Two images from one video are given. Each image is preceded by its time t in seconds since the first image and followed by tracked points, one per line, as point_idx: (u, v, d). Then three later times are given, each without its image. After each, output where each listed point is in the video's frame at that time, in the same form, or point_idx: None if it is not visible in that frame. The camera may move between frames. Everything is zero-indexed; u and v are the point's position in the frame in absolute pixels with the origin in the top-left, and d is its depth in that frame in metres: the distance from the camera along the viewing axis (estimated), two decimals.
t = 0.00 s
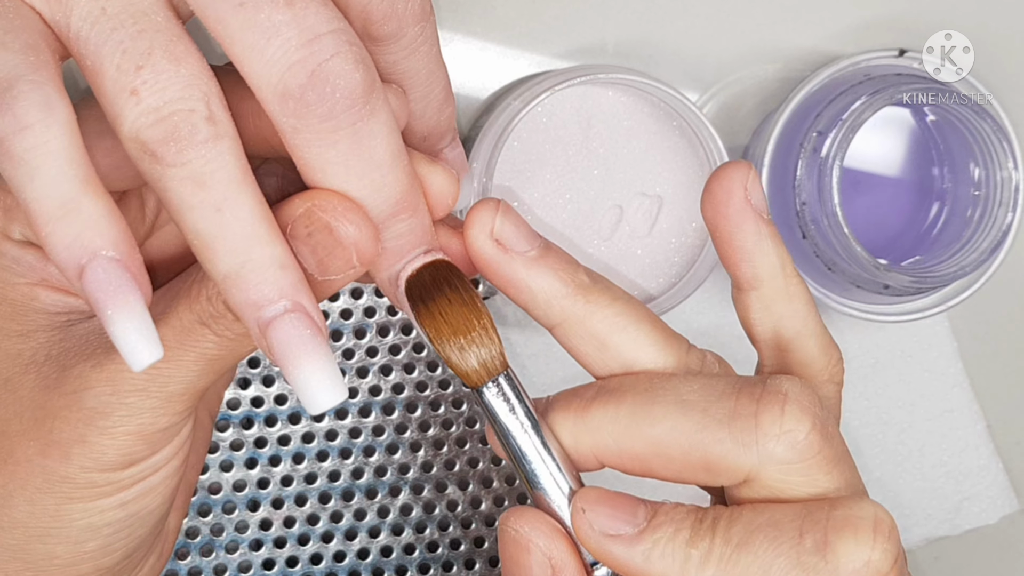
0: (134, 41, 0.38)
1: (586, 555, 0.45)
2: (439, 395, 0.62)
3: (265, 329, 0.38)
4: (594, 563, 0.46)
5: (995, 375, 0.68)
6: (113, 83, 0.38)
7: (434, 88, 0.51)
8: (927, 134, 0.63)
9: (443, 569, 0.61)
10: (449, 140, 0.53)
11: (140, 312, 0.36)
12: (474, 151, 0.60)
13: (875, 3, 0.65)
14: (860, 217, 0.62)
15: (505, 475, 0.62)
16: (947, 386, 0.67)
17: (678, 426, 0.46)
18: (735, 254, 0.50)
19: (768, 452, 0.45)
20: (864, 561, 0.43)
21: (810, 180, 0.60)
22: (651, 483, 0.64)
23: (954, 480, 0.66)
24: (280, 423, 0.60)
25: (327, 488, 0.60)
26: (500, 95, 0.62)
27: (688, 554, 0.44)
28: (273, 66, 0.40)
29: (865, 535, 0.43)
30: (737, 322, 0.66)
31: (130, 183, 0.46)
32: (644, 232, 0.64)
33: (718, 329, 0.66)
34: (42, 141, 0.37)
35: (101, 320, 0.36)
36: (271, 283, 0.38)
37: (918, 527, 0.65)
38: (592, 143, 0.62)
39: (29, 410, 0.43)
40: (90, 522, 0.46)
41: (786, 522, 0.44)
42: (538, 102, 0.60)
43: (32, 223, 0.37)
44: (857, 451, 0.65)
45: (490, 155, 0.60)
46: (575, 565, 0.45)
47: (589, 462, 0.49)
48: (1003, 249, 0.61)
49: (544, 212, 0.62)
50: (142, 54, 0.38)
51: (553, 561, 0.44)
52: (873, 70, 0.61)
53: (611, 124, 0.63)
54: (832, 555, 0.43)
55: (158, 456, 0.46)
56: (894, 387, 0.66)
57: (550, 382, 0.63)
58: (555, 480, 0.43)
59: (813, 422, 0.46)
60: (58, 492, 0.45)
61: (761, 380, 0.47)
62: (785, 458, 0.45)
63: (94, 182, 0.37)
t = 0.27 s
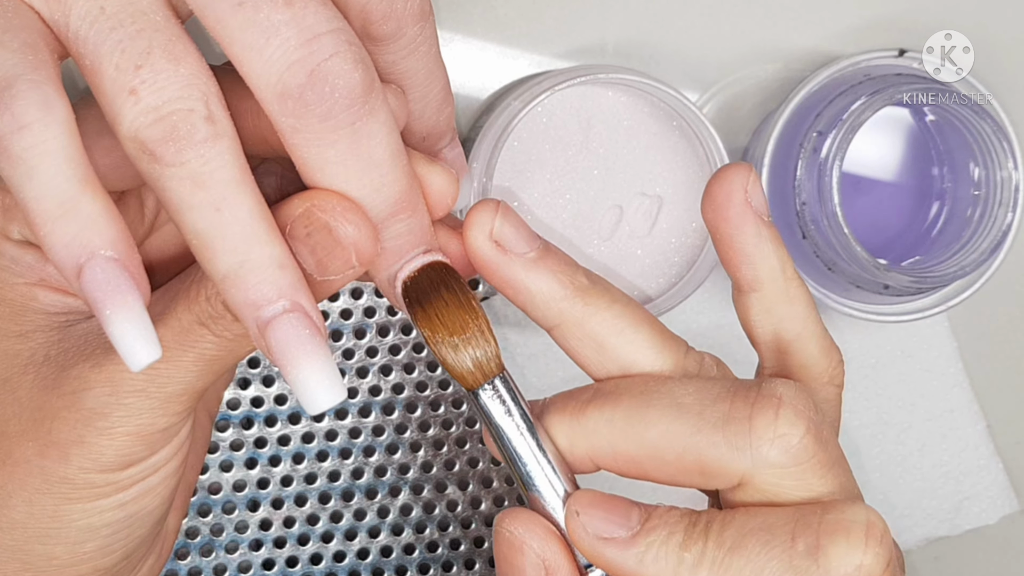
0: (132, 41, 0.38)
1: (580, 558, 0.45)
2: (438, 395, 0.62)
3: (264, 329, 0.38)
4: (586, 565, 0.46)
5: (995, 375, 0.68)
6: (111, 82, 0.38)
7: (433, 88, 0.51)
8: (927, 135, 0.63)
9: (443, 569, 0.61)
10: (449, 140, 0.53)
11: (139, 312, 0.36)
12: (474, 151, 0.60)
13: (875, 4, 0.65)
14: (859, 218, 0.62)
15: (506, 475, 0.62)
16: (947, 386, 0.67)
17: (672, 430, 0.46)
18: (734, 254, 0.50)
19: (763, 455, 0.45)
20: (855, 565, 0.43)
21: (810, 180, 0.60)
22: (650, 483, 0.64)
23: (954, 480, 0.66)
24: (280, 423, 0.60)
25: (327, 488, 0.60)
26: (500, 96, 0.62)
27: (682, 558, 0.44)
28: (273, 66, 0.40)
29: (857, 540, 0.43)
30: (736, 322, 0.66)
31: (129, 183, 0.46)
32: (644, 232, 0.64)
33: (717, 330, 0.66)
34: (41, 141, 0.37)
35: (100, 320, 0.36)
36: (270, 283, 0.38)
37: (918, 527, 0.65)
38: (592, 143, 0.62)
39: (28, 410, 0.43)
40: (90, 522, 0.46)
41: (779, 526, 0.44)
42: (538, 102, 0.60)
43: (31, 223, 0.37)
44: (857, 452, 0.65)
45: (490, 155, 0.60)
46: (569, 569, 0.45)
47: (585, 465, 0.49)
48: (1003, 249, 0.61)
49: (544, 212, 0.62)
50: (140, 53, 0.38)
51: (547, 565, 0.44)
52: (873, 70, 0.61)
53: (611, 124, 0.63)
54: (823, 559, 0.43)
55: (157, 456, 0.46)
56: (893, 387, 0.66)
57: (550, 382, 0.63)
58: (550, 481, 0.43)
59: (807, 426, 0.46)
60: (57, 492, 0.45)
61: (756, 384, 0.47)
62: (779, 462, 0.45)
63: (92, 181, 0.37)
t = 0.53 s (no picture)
0: (131, 40, 0.38)
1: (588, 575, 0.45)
2: (439, 395, 0.62)
3: (263, 330, 0.38)
4: None
5: (995, 376, 0.68)
6: (110, 82, 0.38)
7: (432, 89, 0.51)
8: (927, 135, 0.63)
9: (443, 569, 0.61)
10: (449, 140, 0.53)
11: (137, 312, 0.36)
12: (474, 151, 0.60)
13: (874, 4, 0.65)
14: (859, 218, 0.62)
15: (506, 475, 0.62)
16: (947, 386, 0.67)
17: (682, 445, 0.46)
18: (734, 254, 0.50)
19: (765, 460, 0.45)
20: None
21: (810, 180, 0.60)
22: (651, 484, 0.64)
23: (954, 481, 0.66)
24: (280, 423, 0.60)
25: (327, 488, 0.60)
26: (500, 96, 0.62)
27: None
28: (271, 66, 0.40)
29: (881, 564, 0.42)
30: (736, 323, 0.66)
31: (129, 184, 0.46)
32: (644, 232, 0.64)
33: (717, 330, 0.66)
34: (39, 141, 0.37)
35: (98, 320, 0.36)
36: (269, 283, 0.38)
37: (919, 528, 0.65)
38: (592, 143, 0.62)
39: (27, 411, 0.43)
40: (89, 524, 0.46)
41: (798, 552, 0.44)
42: (538, 102, 0.60)
43: (29, 223, 0.37)
44: (857, 452, 0.65)
45: (490, 155, 0.60)
46: None
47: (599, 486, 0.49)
48: (1003, 249, 0.61)
49: (544, 212, 0.62)
50: (139, 53, 0.38)
51: None
52: (873, 70, 0.61)
53: (611, 124, 0.63)
54: None
55: (156, 458, 0.46)
56: (893, 387, 0.66)
57: (550, 383, 0.63)
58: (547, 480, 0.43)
59: (822, 442, 0.45)
60: (56, 495, 0.45)
61: (769, 399, 0.47)
62: (794, 480, 0.45)
63: (91, 181, 0.37)
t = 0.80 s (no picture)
0: (130, 40, 0.38)
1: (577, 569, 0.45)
2: (438, 395, 0.62)
3: (262, 330, 0.38)
4: None
5: (995, 376, 0.68)
6: (109, 82, 0.38)
7: (432, 89, 0.51)
8: (927, 135, 0.63)
9: (443, 569, 0.61)
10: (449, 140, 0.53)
11: (136, 312, 0.36)
12: (474, 152, 0.60)
13: (874, 4, 0.65)
14: (859, 218, 0.62)
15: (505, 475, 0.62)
16: (948, 386, 0.67)
17: (676, 446, 0.46)
18: (733, 254, 0.50)
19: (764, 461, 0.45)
20: None
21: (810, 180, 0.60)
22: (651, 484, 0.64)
23: (954, 481, 0.66)
24: (280, 423, 0.60)
25: (327, 488, 0.60)
26: (500, 96, 0.62)
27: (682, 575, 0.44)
28: (270, 66, 0.40)
29: (861, 561, 0.43)
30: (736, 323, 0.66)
31: (129, 185, 0.46)
32: (644, 232, 0.64)
33: (717, 331, 0.66)
34: (38, 141, 0.37)
35: (97, 320, 0.36)
36: (268, 283, 0.38)
37: (919, 528, 0.65)
38: (592, 143, 0.62)
39: (26, 412, 0.43)
40: (89, 525, 0.46)
41: (781, 548, 0.44)
42: (537, 102, 0.60)
43: (28, 223, 0.37)
44: (858, 452, 0.65)
45: (490, 155, 0.60)
46: None
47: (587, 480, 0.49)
48: (1003, 249, 0.61)
49: (544, 212, 0.62)
50: (138, 53, 0.38)
51: None
52: (873, 70, 0.61)
53: (611, 124, 0.63)
54: None
55: (155, 459, 0.46)
56: (893, 387, 0.66)
57: (550, 383, 0.63)
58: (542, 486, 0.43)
59: (812, 445, 0.45)
60: (55, 496, 0.45)
61: (761, 399, 0.47)
62: (782, 480, 0.45)
63: (90, 181, 0.37)
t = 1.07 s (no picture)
0: (130, 39, 0.38)
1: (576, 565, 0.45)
2: (438, 395, 0.62)
3: (262, 329, 0.38)
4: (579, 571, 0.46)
5: (995, 375, 0.68)
6: (109, 81, 0.38)
7: (432, 88, 0.51)
8: (928, 135, 0.63)
9: (443, 569, 0.61)
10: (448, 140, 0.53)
11: (136, 312, 0.36)
12: (474, 151, 0.60)
13: (873, 4, 0.65)
14: (859, 218, 0.62)
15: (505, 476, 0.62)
16: (947, 386, 0.66)
17: (671, 443, 0.46)
18: (733, 255, 0.50)
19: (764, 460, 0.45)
20: None
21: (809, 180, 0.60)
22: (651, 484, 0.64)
23: (954, 480, 0.66)
24: (280, 423, 0.60)
25: (327, 487, 0.60)
26: (500, 96, 0.62)
27: (677, 572, 0.44)
28: (270, 66, 0.40)
29: (854, 557, 0.42)
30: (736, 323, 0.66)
31: (128, 185, 0.46)
32: (644, 232, 0.64)
33: (717, 330, 0.66)
34: (38, 141, 0.37)
35: (96, 320, 0.36)
36: (268, 283, 0.38)
37: (918, 528, 0.65)
38: (591, 143, 0.62)
39: (26, 412, 0.43)
40: (89, 525, 0.46)
41: (774, 543, 0.44)
42: (538, 102, 0.60)
43: (28, 222, 0.37)
44: (857, 452, 0.65)
45: (490, 155, 0.60)
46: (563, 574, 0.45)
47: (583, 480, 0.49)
48: (1003, 249, 0.61)
49: (544, 212, 0.62)
50: (138, 53, 0.38)
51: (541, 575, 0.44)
52: (873, 70, 0.61)
53: (611, 124, 0.63)
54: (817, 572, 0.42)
55: (155, 459, 0.46)
56: (892, 387, 0.66)
57: (550, 383, 0.63)
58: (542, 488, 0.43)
59: (806, 442, 0.45)
60: (55, 496, 0.45)
61: (756, 398, 0.46)
62: (775, 478, 0.45)
63: (90, 180, 0.37)
